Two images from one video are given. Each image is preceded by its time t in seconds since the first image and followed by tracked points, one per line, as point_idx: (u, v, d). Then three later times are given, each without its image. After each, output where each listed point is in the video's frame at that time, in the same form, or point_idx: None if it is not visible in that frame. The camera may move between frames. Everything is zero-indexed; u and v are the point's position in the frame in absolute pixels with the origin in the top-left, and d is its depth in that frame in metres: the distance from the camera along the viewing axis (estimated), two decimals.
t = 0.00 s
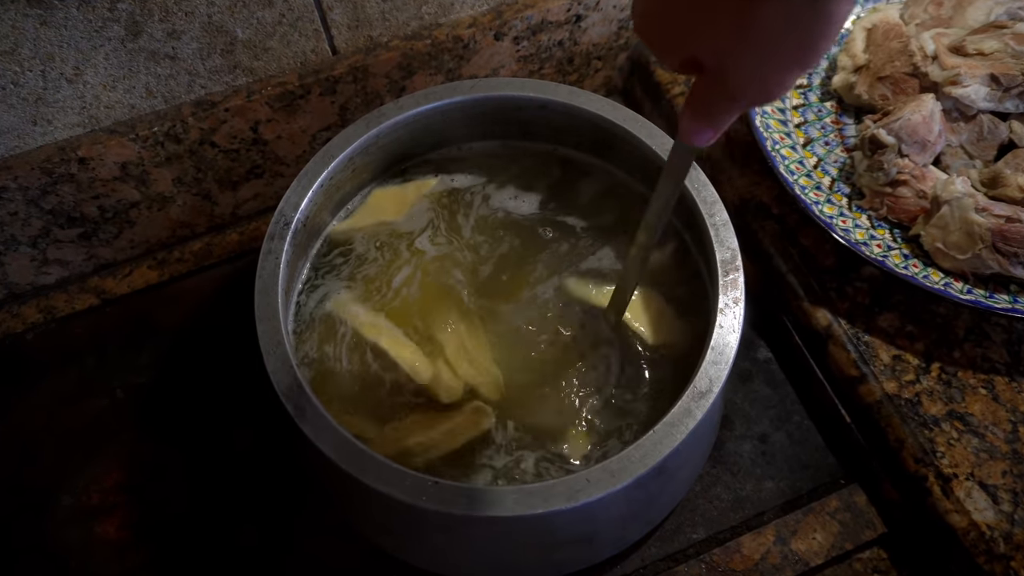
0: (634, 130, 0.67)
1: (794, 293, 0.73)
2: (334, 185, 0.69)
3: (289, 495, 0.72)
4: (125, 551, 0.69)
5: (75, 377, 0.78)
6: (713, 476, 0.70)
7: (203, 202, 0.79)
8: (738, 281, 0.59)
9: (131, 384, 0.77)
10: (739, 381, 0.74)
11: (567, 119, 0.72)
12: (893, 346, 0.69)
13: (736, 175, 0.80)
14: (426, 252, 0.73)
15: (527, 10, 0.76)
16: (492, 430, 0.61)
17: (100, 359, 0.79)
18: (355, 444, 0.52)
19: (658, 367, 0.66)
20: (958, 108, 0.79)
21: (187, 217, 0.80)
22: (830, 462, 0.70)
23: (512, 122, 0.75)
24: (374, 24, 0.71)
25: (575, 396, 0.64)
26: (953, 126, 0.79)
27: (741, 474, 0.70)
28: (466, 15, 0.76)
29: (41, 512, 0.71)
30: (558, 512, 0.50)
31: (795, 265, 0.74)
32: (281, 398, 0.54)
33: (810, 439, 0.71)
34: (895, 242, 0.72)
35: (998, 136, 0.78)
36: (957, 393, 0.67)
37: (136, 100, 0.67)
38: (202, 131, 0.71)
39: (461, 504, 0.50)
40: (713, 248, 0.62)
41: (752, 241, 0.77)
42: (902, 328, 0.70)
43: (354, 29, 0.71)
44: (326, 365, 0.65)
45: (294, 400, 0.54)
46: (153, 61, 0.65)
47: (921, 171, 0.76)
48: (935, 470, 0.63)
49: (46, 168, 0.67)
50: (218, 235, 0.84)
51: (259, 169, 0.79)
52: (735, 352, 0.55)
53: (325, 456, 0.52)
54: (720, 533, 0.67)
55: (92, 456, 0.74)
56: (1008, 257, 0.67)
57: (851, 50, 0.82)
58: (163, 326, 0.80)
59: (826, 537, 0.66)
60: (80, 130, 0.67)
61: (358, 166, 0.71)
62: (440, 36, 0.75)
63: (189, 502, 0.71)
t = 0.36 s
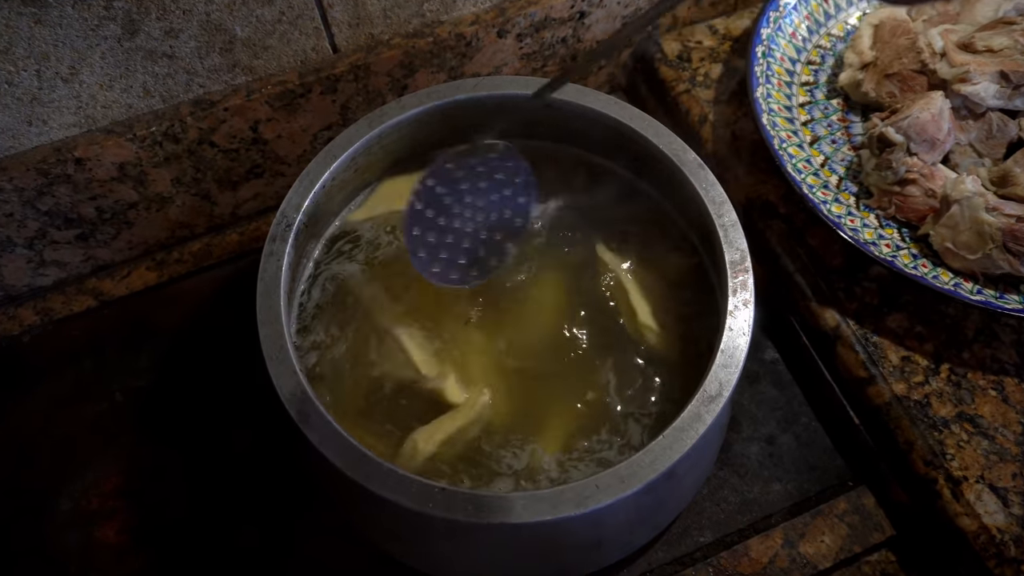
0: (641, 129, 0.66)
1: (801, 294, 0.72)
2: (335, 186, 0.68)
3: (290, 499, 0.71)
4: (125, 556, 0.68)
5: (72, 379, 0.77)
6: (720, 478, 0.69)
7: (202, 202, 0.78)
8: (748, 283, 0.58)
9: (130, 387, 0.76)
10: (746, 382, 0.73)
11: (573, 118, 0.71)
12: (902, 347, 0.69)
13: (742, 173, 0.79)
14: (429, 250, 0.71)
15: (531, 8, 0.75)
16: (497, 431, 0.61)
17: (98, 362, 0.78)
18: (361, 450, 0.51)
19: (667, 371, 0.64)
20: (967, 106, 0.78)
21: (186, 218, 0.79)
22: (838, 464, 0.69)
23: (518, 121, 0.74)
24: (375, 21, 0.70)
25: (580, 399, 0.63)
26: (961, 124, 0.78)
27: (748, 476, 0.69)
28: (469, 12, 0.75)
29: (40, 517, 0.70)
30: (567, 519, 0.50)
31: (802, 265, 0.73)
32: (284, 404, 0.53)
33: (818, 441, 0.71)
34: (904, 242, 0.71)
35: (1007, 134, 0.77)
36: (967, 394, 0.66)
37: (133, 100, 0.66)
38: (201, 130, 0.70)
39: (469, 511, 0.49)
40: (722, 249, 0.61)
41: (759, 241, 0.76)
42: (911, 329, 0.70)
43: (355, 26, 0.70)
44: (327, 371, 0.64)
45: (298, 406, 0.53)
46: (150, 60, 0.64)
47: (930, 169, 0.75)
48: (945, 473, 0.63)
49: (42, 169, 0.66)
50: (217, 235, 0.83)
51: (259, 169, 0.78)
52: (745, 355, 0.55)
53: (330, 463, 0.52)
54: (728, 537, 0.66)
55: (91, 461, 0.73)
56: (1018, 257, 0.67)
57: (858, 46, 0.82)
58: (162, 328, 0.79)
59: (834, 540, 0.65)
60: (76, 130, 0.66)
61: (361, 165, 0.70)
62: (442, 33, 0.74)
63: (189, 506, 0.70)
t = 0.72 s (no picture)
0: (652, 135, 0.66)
1: (812, 301, 0.72)
2: (344, 190, 0.67)
3: (296, 500, 0.70)
4: (129, 557, 0.68)
5: (79, 378, 0.77)
6: (729, 486, 0.69)
7: (210, 202, 0.78)
8: (759, 292, 0.58)
9: (138, 387, 0.76)
10: (756, 390, 0.73)
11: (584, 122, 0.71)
12: (914, 356, 0.68)
13: (753, 179, 0.78)
14: (439, 254, 0.70)
15: (542, 10, 0.75)
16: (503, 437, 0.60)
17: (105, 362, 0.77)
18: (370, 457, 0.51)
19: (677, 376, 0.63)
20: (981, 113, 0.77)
21: (194, 217, 0.79)
22: (848, 473, 0.69)
23: (528, 125, 0.73)
24: (385, 22, 0.70)
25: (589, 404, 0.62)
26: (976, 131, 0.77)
27: (757, 484, 0.69)
28: (480, 14, 0.74)
29: (46, 516, 0.70)
30: (576, 529, 0.49)
31: (813, 272, 0.73)
32: (293, 409, 0.53)
33: (827, 449, 0.70)
34: (916, 250, 0.70)
35: None
36: (979, 405, 0.66)
37: (143, 99, 0.66)
38: (210, 131, 0.70)
39: (478, 520, 0.49)
40: (734, 257, 0.60)
41: (770, 247, 0.76)
42: (923, 337, 0.69)
43: (366, 27, 0.69)
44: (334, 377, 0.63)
45: (306, 412, 0.52)
46: (160, 60, 0.64)
47: (944, 177, 0.74)
48: (956, 484, 0.62)
49: (51, 168, 0.66)
50: (225, 235, 0.82)
51: (268, 170, 0.77)
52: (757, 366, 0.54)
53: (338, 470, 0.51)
54: (736, 545, 0.66)
55: (97, 461, 0.73)
56: None
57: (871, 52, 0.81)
58: (169, 327, 0.79)
59: (843, 550, 0.64)
60: (86, 129, 0.66)
61: (372, 168, 0.69)
62: (453, 35, 0.73)
63: (195, 507, 0.70)
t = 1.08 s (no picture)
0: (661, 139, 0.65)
1: (822, 308, 0.71)
2: (348, 193, 0.67)
3: (300, 504, 0.70)
4: (132, 562, 0.68)
5: (84, 381, 0.76)
6: (736, 494, 0.68)
7: (214, 204, 0.77)
8: (769, 298, 0.57)
9: (141, 390, 0.76)
10: (765, 397, 0.72)
11: (592, 125, 0.70)
12: (926, 365, 0.67)
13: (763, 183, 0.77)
14: (447, 262, 0.70)
15: (550, 11, 0.74)
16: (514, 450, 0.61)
17: (108, 365, 0.77)
18: (373, 466, 0.50)
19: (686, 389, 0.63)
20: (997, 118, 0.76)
21: (198, 220, 0.78)
22: (857, 482, 0.68)
23: (535, 127, 0.72)
24: (392, 23, 0.69)
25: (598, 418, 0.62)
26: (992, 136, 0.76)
27: (764, 493, 0.68)
28: (487, 15, 0.73)
29: (49, 520, 0.70)
30: (582, 540, 0.49)
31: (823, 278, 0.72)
32: (295, 416, 0.52)
33: (836, 458, 0.69)
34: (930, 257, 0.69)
35: None
36: (992, 415, 0.65)
37: (147, 101, 0.65)
38: (214, 133, 0.69)
39: (483, 530, 0.48)
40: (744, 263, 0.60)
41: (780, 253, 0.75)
42: (935, 346, 0.68)
43: (372, 29, 0.69)
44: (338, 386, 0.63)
45: (309, 419, 0.52)
46: (164, 61, 0.63)
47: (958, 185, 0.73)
48: (969, 496, 0.61)
49: (55, 170, 0.65)
50: (229, 238, 0.82)
51: (272, 172, 0.77)
52: (767, 375, 0.53)
53: (341, 478, 0.51)
54: (743, 555, 0.65)
55: (100, 464, 0.72)
56: None
57: (885, 55, 0.81)
58: (173, 331, 0.79)
59: (852, 561, 0.64)
60: (90, 131, 0.65)
61: (376, 171, 0.69)
62: (460, 37, 0.72)
63: (198, 510, 0.70)
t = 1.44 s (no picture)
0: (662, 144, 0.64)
1: (824, 314, 0.70)
2: (346, 198, 0.66)
3: (296, 507, 0.70)
4: (128, 567, 0.67)
5: (81, 381, 0.76)
6: (736, 502, 0.67)
7: (212, 206, 0.77)
8: (770, 307, 0.57)
9: (137, 393, 0.75)
10: (766, 404, 0.72)
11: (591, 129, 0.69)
12: (930, 373, 0.66)
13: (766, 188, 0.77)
14: (442, 270, 0.69)
15: (551, 13, 0.73)
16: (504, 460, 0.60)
17: (105, 368, 0.76)
18: (367, 475, 0.50)
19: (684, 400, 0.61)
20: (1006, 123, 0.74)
21: (196, 222, 0.77)
22: (858, 490, 0.68)
23: (535, 131, 0.72)
24: (391, 25, 0.69)
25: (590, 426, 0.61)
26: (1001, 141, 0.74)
27: (765, 501, 0.67)
28: (487, 17, 0.72)
29: (44, 523, 0.69)
30: (579, 553, 0.48)
31: (826, 284, 0.71)
32: (289, 424, 0.52)
33: (837, 466, 0.69)
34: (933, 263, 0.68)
35: None
36: (997, 424, 0.64)
37: (143, 103, 0.65)
38: (211, 135, 0.69)
39: (477, 541, 0.47)
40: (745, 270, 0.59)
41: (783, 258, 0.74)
42: (939, 353, 0.67)
43: (370, 30, 0.68)
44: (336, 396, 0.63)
45: (303, 427, 0.51)
46: (161, 63, 0.62)
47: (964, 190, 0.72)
48: (972, 507, 0.60)
49: (51, 172, 0.65)
50: (227, 239, 0.81)
51: (270, 174, 0.76)
52: (767, 385, 0.53)
53: (335, 487, 0.50)
54: (742, 564, 0.64)
55: (96, 467, 0.72)
56: None
57: (891, 58, 0.80)
58: (169, 334, 0.78)
59: (852, 571, 0.63)
60: (86, 133, 0.65)
61: (374, 174, 0.68)
62: (460, 39, 0.72)
63: (194, 514, 0.69)
